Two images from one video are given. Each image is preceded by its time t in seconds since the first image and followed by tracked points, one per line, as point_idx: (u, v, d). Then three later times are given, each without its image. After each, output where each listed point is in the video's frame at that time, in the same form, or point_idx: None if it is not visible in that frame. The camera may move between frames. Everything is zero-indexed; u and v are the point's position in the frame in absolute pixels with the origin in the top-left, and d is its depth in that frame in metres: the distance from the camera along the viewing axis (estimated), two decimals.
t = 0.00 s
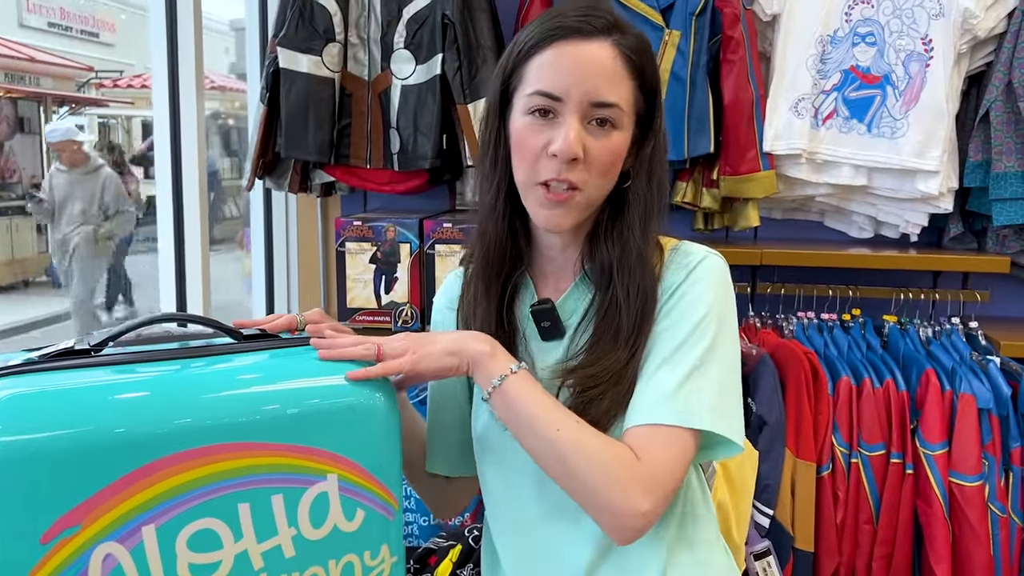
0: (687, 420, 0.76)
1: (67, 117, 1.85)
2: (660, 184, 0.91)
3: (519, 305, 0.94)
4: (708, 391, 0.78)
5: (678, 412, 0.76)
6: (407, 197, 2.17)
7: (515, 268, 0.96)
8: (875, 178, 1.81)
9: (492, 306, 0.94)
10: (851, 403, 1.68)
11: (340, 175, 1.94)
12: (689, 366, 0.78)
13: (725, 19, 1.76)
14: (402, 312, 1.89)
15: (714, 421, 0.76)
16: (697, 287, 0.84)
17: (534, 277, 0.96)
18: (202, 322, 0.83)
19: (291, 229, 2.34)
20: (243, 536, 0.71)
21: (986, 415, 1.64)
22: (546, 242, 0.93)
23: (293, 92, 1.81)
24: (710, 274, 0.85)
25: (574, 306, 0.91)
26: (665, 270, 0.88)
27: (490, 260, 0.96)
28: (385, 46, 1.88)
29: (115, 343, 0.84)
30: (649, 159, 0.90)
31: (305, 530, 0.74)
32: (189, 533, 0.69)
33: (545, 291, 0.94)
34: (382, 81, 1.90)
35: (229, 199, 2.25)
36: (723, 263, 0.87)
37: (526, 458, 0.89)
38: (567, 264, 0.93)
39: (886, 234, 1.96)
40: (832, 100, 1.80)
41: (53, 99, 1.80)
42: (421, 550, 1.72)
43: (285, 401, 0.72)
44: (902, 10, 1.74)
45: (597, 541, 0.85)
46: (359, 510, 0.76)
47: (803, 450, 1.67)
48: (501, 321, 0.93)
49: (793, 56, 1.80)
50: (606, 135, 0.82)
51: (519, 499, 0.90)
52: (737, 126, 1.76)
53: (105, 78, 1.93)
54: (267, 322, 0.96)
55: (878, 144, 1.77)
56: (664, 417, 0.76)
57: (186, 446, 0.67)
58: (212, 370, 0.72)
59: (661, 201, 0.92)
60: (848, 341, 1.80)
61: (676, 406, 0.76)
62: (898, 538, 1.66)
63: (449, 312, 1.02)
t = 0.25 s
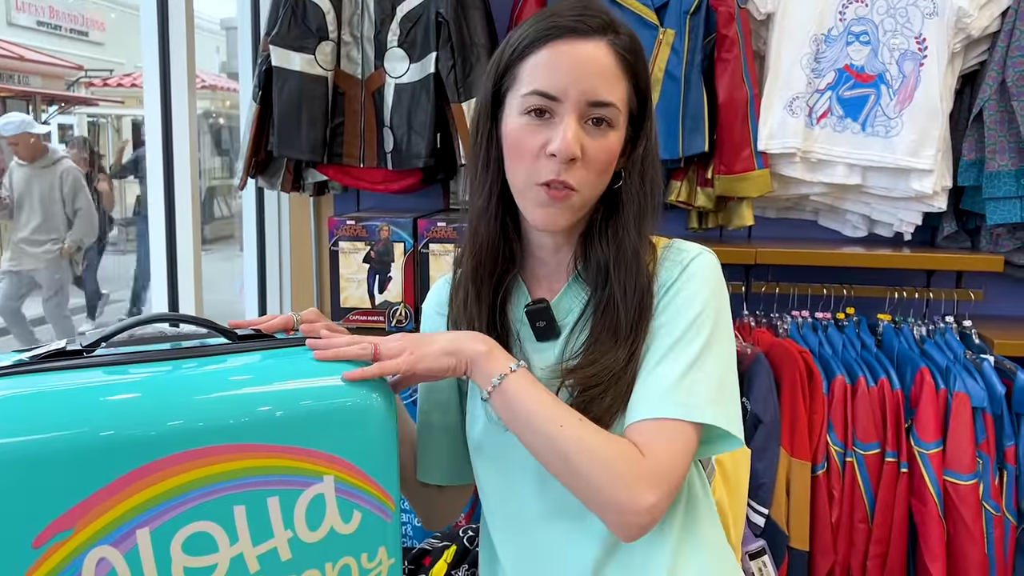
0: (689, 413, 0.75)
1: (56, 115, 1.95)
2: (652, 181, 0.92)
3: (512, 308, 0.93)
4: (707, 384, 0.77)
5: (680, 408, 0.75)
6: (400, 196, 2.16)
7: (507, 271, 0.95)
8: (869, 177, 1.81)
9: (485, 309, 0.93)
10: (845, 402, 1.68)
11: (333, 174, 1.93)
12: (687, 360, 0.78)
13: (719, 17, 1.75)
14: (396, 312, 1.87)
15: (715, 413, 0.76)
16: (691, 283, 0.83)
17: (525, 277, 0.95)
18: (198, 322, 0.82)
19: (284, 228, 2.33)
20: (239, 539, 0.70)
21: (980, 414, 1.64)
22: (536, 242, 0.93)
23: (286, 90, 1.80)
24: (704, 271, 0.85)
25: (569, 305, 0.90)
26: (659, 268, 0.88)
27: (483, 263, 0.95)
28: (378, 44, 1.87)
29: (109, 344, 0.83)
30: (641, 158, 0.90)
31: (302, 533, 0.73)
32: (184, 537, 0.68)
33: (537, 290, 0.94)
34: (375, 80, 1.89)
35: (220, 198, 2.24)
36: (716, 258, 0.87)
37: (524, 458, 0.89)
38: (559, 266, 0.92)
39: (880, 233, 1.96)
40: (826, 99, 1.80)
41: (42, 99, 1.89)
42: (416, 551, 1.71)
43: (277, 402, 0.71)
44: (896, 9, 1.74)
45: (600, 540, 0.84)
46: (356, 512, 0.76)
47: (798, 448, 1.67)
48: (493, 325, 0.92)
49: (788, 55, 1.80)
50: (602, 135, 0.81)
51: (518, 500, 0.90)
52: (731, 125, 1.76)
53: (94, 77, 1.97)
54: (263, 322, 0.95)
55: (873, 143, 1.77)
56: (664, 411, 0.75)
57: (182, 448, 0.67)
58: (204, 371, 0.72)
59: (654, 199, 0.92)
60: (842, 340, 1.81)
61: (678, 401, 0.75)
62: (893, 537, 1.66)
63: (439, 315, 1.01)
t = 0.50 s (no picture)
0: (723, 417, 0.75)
1: (45, 114, 1.85)
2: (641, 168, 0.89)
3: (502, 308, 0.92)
4: (733, 387, 0.78)
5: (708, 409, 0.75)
6: (393, 196, 2.15)
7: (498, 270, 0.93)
8: (863, 177, 1.81)
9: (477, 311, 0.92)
10: (840, 401, 1.69)
11: (325, 173, 1.92)
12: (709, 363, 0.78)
13: (714, 17, 1.75)
14: (389, 312, 1.86)
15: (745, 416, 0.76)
16: (695, 283, 0.84)
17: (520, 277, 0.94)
18: (192, 322, 0.81)
19: (275, 228, 2.32)
20: (234, 542, 0.69)
21: (973, 413, 1.65)
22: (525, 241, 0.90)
23: (279, 89, 1.79)
24: (705, 271, 0.85)
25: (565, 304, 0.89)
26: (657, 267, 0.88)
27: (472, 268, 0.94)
28: (372, 43, 1.87)
29: (102, 344, 0.82)
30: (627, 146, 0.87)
31: (298, 535, 0.72)
32: (178, 539, 0.67)
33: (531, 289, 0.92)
34: (369, 79, 1.88)
35: (210, 197, 2.22)
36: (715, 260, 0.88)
37: (523, 460, 0.87)
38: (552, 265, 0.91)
39: (873, 232, 1.96)
40: (820, 98, 1.80)
41: (31, 97, 1.81)
42: (409, 551, 1.70)
43: (272, 403, 0.70)
44: (889, 9, 1.75)
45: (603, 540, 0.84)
46: (353, 513, 0.75)
47: (792, 448, 1.67)
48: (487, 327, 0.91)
49: (781, 54, 1.81)
50: (580, 119, 0.80)
51: (519, 501, 0.89)
52: (725, 125, 1.76)
53: (82, 76, 1.92)
54: (257, 322, 0.94)
55: (866, 143, 1.77)
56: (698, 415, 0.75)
57: (176, 449, 0.66)
58: (195, 372, 0.70)
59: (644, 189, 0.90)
60: (836, 339, 1.81)
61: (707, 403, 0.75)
62: (887, 536, 1.66)
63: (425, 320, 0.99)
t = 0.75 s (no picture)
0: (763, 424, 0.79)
1: (34, 114, 1.73)
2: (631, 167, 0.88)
3: (495, 308, 0.93)
4: (741, 394, 0.80)
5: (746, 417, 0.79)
6: (386, 195, 2.15)
7: (493, 270, 0.95)
8: (855, 177, 1.81)
9: (473, 309, 0.93)
10: (833, 401, 1.69)
11: (318, 173, 1.92)
12: (735, 372, 0.81)
13: (706, 17, 1.75)
14: (383, 312, 1.86)
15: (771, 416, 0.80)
16: (702, 291, 0.83)
17: (518, 272, 0.94)
18: (185, 322, 0.81)
19: (267, 228, 2.31)
20: (230, 542, 0.69)
21: (965, 412, 1.65)
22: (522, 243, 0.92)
23: (271, 88, 1.78)
24: (707, 275, 0.84)
25: (561, 306, 0.90)
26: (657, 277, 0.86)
27: (466, 268, 0.95)
28: (364, 42, 1.86)
29: (94, 345, 0.82)
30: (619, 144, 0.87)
31: (293, 535, 0.72)
32: (173, 540, 0.66)
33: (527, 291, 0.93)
34: (361, 78, 1.87)
35: (201, 197, 2.18)
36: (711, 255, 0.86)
37: (514, 458, 0.87)
38: (549, 266, 0.91)
39: (865, 232, 1.96)
40: (812, 98, 1.81)
41: (19, 96, 1.68)
42: (402, 552, 1.70)
43: (262, 403, 0.69)
44: (882, 9, 1.75)
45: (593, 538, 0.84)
46: (348, 513, 0.74)
47: (786, 448, 1.66)
48: (484, 326, 0.92)
49: (774, 54, 1.81)
50: (568, 121, 0.80)
51: (511, 501, 0.88)
52: (718, 124, 1.76)
53: (71, 75, 1.82)
54: (250, 322, 0.94)
55: (858, 143, 1.78)
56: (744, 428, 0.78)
57: (171, 450, 0.65)
58: (187, 372, 0.69)
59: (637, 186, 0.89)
60: (828, 339, 1.81)
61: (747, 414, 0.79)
62: (880, 535, 1.66)
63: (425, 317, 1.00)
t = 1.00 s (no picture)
0: (766, 429, 0.82)
1: (23, 114, 1.76)
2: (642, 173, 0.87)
3: (498, 308, 0.93)
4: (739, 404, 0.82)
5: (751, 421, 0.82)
6: (378, 197, 2.15)
7: (498, 270, 0.95)
8: (846, 178, 1.82)
9: (477, 308, 0.93)
10: (824, 402, 1.70)
11: (310, 174, 1.92)
12: (737, 381, 0.83)
13: (698, 19, 1.76)
14: (374, 313, 1.86)
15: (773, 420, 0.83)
16: (711, 299, 0.84)
17: (524, 273, 0.94)
18: (176, 323, 0.81)
19: (259, 229, 2.31)
20: (221, 543, 0.68)
21: (956, 413, 1.66)
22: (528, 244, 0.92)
23: (262, 89, 1.78)
24: (715, 284, 0.85)
25: (569, 306, 0.89)
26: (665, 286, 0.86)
27: (471, 266, 0.95)
28: (356, 43, 1.86)
29: (84, 346, 0.82)
30: (628, 148, 0.86)
31: (283, 537, 0.71)
32: (164, 542, 0.66)
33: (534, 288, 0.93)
34: (353, 79, 1.87)
35: (192, 197, 2.17)
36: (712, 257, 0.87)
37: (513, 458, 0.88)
38: (554, 266, 0.91)
39: (856, 234, 1.97)
40: (803, 100, 1.81)
41: (9, 97, 1.71)
42: (394, 554, 1.69)
43: (244, 406, 0.69)
44: (872, 12, 1.76)
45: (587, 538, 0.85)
46: (339, 515, 0.74)
47: (778, 449, 1.67)
48: (487, 324, 0.92)
49: (766, 56, 1.82)
50: (569, 127, 0.81)
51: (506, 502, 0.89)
52: (710, 126, 1.76)
53: (61, 75, 1.85)
54: (240, 323, 0.94)
55: (849, 145, 1.78)
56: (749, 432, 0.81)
57: (159, 452, 0.65)
58: (174, 374, 0.69)
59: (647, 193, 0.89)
60: (820, 340, 1.82)
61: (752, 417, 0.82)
62: (871, 536, 1.67)
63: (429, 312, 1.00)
